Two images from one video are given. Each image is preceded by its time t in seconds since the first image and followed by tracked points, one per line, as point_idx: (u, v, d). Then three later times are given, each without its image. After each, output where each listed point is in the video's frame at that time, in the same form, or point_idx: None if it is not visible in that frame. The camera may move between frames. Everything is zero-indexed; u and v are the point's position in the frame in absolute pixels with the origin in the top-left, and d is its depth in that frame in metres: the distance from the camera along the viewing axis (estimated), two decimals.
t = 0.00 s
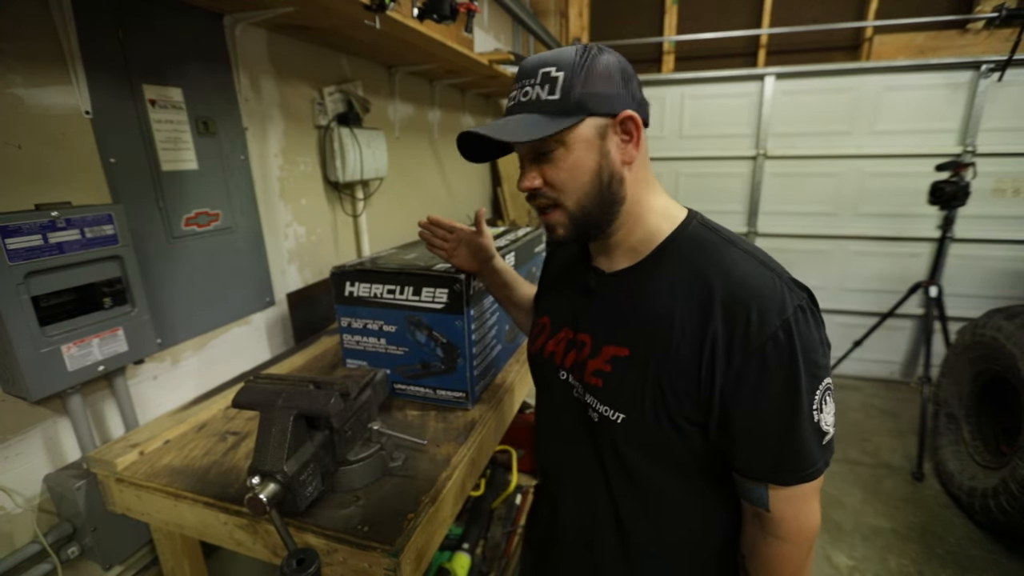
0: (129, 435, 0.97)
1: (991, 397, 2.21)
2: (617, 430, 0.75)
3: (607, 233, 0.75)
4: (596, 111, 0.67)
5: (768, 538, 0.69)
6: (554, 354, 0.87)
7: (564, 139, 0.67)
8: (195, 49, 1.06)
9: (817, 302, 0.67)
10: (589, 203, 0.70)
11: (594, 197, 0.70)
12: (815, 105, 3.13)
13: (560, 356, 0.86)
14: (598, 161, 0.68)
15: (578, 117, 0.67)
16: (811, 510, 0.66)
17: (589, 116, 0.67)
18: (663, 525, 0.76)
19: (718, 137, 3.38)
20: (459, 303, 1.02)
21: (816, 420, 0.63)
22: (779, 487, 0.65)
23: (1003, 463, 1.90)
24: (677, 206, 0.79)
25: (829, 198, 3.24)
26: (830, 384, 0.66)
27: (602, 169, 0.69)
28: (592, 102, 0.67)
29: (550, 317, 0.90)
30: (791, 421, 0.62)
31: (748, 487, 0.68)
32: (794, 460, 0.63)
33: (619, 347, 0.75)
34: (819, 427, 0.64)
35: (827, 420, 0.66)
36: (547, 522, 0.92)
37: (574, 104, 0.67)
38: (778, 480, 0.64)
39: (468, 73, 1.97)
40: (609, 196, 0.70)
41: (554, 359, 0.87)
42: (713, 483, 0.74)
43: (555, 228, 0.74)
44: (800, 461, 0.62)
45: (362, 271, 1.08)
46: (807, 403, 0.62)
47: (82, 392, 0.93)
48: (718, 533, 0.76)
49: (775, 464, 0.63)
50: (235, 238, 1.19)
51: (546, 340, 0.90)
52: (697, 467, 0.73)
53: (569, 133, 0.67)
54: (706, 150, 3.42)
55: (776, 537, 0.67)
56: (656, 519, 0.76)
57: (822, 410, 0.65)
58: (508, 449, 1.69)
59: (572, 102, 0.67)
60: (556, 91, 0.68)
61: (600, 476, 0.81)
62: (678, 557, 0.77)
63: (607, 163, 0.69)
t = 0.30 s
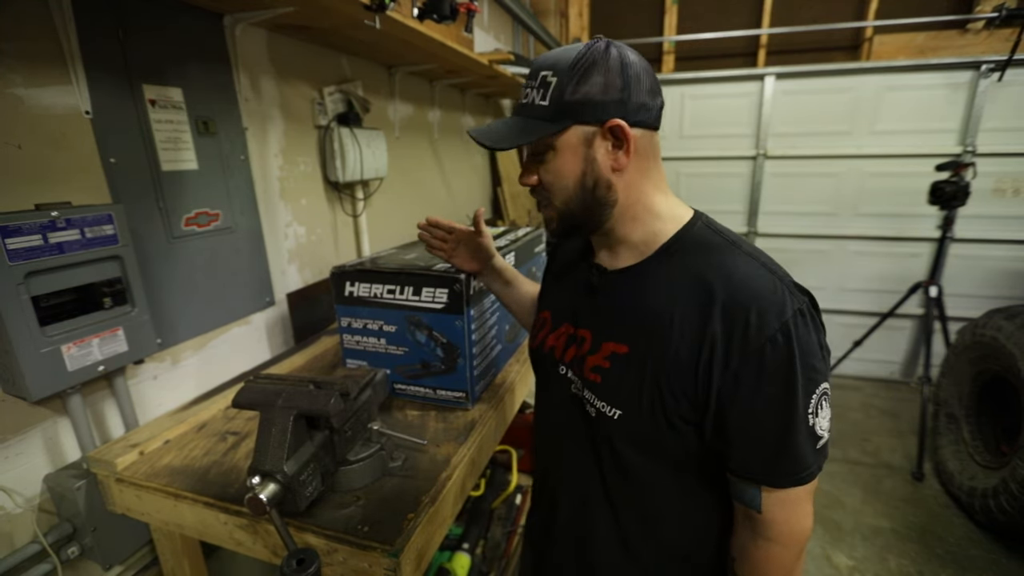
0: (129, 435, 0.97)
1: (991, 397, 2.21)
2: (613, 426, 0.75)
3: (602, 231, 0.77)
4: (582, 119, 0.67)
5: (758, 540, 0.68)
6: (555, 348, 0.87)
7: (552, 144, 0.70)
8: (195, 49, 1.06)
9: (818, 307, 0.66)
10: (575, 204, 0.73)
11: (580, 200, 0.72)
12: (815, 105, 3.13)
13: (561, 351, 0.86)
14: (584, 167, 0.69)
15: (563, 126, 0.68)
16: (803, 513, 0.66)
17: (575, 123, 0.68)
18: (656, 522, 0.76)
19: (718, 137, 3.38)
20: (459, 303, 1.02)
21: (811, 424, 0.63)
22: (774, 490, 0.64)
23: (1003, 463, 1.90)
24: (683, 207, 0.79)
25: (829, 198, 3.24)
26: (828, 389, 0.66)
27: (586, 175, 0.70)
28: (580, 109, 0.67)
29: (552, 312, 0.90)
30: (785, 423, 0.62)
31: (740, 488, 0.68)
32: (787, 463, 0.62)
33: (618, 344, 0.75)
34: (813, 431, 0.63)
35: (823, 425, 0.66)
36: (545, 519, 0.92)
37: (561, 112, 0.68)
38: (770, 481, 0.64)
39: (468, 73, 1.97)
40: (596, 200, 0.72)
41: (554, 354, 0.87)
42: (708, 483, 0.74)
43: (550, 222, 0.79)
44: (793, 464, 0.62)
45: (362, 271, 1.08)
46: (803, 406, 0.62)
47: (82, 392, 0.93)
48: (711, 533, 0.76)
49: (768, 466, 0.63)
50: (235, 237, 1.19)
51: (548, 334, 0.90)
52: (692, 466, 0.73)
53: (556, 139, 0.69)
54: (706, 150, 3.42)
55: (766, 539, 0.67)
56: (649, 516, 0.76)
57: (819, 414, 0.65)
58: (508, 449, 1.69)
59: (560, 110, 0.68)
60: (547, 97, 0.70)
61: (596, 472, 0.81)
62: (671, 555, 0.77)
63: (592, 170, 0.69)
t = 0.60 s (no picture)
0: (129, 435, 0.97)
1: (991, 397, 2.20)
2: (623, 424, 0.75)
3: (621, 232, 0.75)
4: (618, 107, 0.70)
5: (754, 530, 0.69)
6: (555, 354, 0.87)
7: (593, 132, 0.69)
8: (195, 49, 1.06)
9: (814, 296, 0.68)
10: (617, 195, 0.71)
11: (623, 189, 0.71)
12: (815, 105, 3.14)
13: (561, 356, 0.85)
14: (624, 154, 0.70)
15: (606, 110, 0.69)
16: (799, 505, 0.67)
17: (612, 111, 0.70)
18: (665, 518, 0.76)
19: (718, 137, 3.38)
20: (460, 303, 1.02)
21: (812, 410, 0.64)
22: (768, 476, 0.65)
23: (1003, 463, 1.90)
24: (674, 206, 0.80)
25: (828, 198, 3.24)
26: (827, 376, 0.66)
27: (627, 162, 0.71)
28: (613, 98, 0.70)
29: (549, 318, 0.90)
30: (790, 410, 0.62)
31: (739, 477, 0.68)
32: (790, 447, 0.63)
33: (622, 342, 0.75)
34: (814, 416, 0.64)
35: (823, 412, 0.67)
36: (546, 519, 0.93)
37: (602, 98, 0.69)
38: (775, 468, 0.64)
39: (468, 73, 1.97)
40: (632, 189, 0.72)
41: (553, 360, 0.87)
42: (713, 476, 0.74)
43: (582, 225, 0.72)
44: (795, 448, 0.63)
45: (362, 271, 1.08)
46: (803, 391, 0.63)
47: (82, 392, 0.93)
48: (716, 527, 0.76)
49: (772, 453, 0.64)
50: (235, 238, 1.19)
51: (545, 341, 0.90)
52: (697, 459, 0.73)
53: (598, 125, 0.69)
54: (705, 150, 3.42)
55: (763, 530, 0.68)
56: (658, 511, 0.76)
57: (818, 401, 0.65)
58: (509, 449, 1.69)
59: (598, 97, 0.69)
60: (582, 85, 0.69)
61: (604, 472, 0.80)
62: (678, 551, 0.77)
63: (629, 156, 0.71)
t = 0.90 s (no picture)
0: (129, 435, 0.97)
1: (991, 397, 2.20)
2: (623, 424, 0.75)
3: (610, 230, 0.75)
4: (609, 109, 0.71)
5: (753, 520, 0.70)
6: (548, 359, 0.86)
7: (585, 131, 0.69)
8: (195, 49, 1.06)
9: (799, 285, 0.68)
10: (608, 192, 0.71)
11: (612, 188, 0.71)
12: (815, 105, 3.14)
13: (555, 361, 0.85)
14: (613, 154, 0.71)
15: (598, 111, 0.69)
16: (795, 492, 0.67)
17: (604, 112, 0.70)
18: (672, 514, 0.76)
19: (718, 137, 3.38)
20: (459, 303, 1.02)
21: (806, 397, 0.64)
22: (763, 464, 0.65)
23: (1003, 463, 1.90)
24: (658, 206, 0.81)
25: (829, 198, 3.24)
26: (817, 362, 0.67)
27: (616, 162, 0.72)
28: (605, 100, 0.71)
29: (539, 323, 0.89)
30: (783, 398, 0.63)
31: (736, 468, 0.68)
32: (788, 434, 0.64)
33: (616, 342, 0.75)
34: (808, 402, 0.65)
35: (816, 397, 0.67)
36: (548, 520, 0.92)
37: (594, 99, 0.70)
38: (774, 457, 0.64)
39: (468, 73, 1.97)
40: (621, 188, 0.72)
41: (546, 365, 0.86)
42: (714, 469, 0.74)
43: (572, 221, 0.72)
44: (792, 435, 0.64)
45: (362, 271, 1.08)
46: (795, 378, 0.63)
47: (82, 392, 0.93)
48: (720, 519, 0.77)
49: (770, 441, 0.64)
50: (235, 238, 1.19)
51: (537, 347, 0.89)
52: (696, 453, 0.73)
53: (590, 124, 0.69)
54: (705, 150, 3.42)
55: (761, 519, 0.68)
56: (664, 507, 0.76)
57: (810, 387, 0.66)
58: (509, 449, 1.69)
59: (591, 98, 0.69)
60: (575, 85, 0.69)
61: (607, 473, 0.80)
62: (686, 545, 0.77)
63: (618, 156, 0.72)
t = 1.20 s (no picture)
0: (130, 435, 0.97)
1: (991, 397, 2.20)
2: (613, 430, 0.75)
3: (604, 243, 0.75)
4: (587, 120, 0.71)
5: (748, 528, 0.70)
6: (542, 363, 0.86)
7: (566, 147, 0.69)
8: (196, 50, 1.06)
9: (790, 289, 0.68)
10: (598, 205, 0.71)
11: (601, 199, 0.71)
12: (815, 105, 3.14)
13: (548, 365, 0.85)
14: (598, 165, 0.71)
15: (577, 124, 0.69)
16: (789, 500, 0.67)
17: (582, 124, 0.71)
18: (667, 520, 0.76)
19: (718, 137, 3.38)
20: (459, 303, 1.01)
21: (796, 404, 0.64)
22: (755, 472, 0.65)
23: (1003, 463, 1.90)
24: (648, 208, 0.81)
25: (829, 198, 3.24)
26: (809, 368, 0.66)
27: (601, 172, 0.72)
28: (582, 111, 0.71)
29: (534, 327, 0.89)
30: (771, 404, 0.63)
31: (728, 476, 0.68)
32: (778, 441, 0.63)
33: (606, 348, 0.75)
34: (799, 409, 0.64)
35: (808, 403, 0.66)
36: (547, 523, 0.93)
37: (572, 112, 0.70)
38: (765, 464, 0.64)
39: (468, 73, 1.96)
40: (610, 199, 0.73)
41: (540, 369, 0.86)
42: (709, 474, 0.74)
43: (567, 239, 0.72)
44: (782, 442, 0.63)
45: (362, 271, 1.08)
46: (784, 384, 0.63)
47: (82, 392, 0.93)
48: (716, 525, 0.76)
49: (760, 448, 0.64)
50: (235, 238, 1.19)
51: (532, 350, 0.89)
52: (688, 459, 0.73)
53: (571, 140, 0.69)
54: (705, 150, 3.42)
55: (755, 527, 0.69)
56: (658, 512, 0.76)
57: (802, 394, 0.65)
58: (509, 449, 1.69)
59: (568, 111, 0.69)
60: (551, 100, 0.70)
61: (600, 479, 0.80)
62: (682, 550, 0.77)
63: (603, 167, 0.72)
